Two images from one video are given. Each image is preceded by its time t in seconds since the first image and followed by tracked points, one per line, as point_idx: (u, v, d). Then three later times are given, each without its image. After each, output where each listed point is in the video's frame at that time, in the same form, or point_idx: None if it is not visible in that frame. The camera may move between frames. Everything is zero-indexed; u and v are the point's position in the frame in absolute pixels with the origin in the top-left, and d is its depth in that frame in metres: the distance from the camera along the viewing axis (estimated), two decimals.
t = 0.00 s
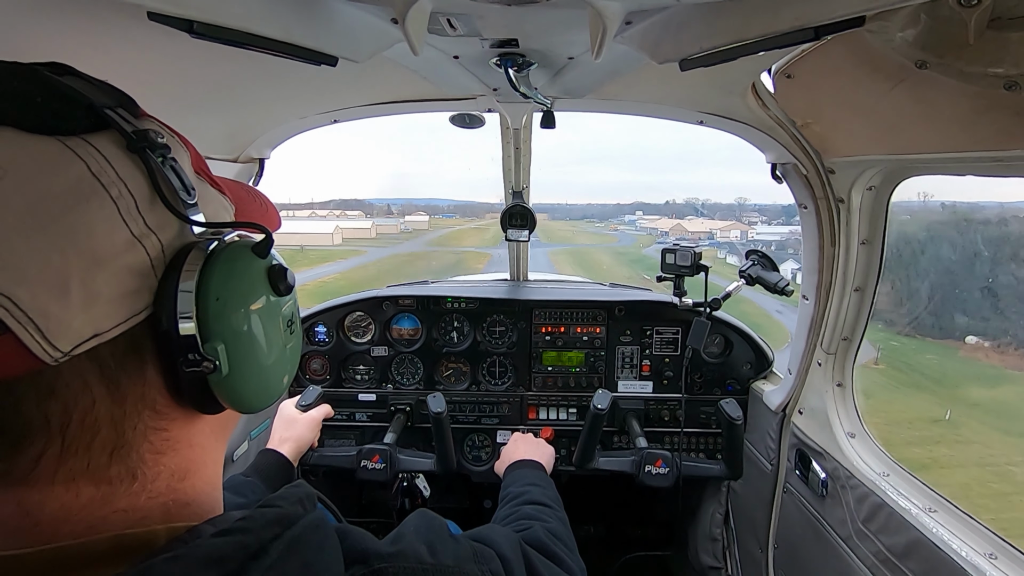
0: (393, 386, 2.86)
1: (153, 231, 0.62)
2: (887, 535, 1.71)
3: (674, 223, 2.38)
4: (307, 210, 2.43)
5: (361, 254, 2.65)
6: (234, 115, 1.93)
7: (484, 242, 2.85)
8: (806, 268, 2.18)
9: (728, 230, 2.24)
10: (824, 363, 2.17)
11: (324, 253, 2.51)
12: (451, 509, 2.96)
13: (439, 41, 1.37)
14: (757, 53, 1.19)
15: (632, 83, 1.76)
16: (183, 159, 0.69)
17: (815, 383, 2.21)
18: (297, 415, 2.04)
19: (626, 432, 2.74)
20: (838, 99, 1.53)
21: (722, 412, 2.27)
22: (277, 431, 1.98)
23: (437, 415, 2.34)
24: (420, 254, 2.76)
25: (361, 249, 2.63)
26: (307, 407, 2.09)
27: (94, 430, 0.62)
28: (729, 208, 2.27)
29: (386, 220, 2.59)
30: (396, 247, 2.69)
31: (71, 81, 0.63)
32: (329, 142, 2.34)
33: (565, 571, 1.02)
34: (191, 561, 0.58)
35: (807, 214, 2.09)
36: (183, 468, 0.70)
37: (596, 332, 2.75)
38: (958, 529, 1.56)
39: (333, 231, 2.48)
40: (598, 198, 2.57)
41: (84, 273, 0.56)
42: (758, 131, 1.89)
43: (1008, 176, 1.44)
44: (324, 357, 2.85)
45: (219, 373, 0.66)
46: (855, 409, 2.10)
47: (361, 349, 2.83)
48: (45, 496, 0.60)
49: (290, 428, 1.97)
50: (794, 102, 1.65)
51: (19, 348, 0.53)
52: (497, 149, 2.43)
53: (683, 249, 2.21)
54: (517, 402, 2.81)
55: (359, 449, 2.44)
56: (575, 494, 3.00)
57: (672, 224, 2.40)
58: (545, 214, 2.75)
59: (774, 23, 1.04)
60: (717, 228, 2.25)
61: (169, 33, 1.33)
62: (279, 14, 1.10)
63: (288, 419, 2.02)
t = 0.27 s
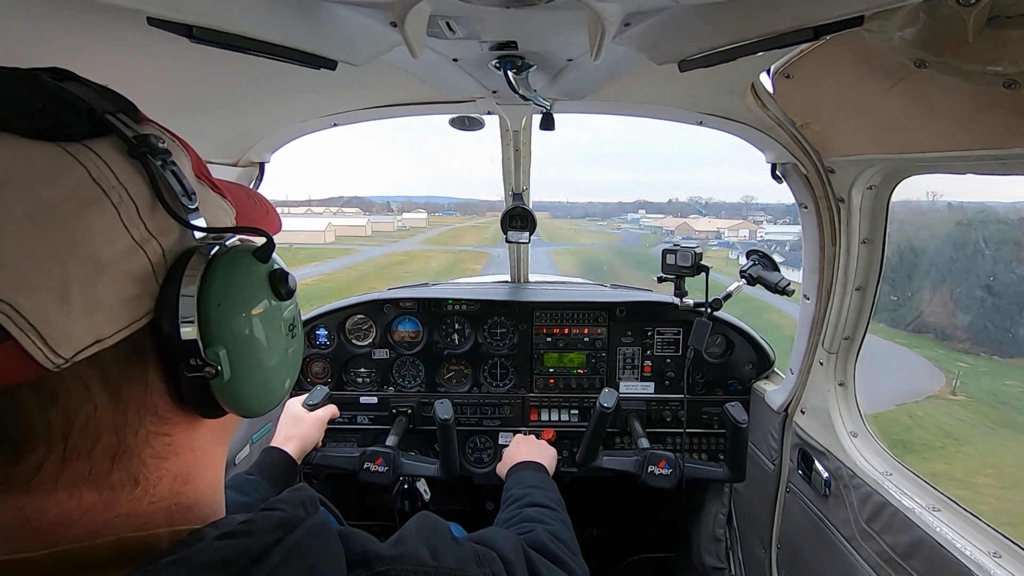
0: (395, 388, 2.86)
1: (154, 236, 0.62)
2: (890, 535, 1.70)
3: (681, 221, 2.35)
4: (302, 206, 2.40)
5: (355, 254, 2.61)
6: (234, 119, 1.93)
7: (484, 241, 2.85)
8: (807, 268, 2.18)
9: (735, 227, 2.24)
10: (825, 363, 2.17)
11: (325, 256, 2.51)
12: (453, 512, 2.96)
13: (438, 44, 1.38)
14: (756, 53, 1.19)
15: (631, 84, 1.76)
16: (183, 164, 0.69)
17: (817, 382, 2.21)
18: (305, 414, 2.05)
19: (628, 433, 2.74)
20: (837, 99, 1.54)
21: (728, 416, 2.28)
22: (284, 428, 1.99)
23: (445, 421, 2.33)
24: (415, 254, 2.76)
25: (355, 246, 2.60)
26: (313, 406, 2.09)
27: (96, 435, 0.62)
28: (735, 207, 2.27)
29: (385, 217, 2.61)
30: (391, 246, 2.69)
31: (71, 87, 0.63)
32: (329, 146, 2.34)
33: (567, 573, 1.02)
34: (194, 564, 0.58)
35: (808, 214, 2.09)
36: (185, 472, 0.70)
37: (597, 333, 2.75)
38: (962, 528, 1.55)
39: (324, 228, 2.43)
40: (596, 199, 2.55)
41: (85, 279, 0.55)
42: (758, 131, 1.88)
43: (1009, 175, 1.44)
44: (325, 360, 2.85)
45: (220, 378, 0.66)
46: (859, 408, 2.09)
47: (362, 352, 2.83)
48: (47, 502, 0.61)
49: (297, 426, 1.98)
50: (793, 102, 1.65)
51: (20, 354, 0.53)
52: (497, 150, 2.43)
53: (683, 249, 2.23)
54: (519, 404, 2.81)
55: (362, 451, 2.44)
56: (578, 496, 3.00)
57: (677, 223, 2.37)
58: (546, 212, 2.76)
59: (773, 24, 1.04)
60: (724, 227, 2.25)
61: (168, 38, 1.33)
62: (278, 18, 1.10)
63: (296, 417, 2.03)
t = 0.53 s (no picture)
0: (394, 390, 2.86)
1: (160, 233, 0.62)
2: (889, 538, 1.70)
3: (687, 219, 2.33)
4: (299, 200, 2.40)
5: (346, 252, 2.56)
6: (234, 120, 1.93)
7: (486, 239, 2.83)
8: (806, 270, 2.18)
9: (742, 226, 2.20)
10: (824, 365, 2.17)
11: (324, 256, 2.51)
12: (451, 513, 2.96)
13: (439, 45, 1.38)
14: (756, 57, 1.19)
15: (630, 87, 1.77)
16: (189, 163, 0.69)
17: (816, 384, 2.21)
18: (307, 413, 2.04)
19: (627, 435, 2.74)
20: (835, 102, 1.54)
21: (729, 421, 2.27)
22: (286, 426, 1.99)
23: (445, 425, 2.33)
24: (408, 253, 2.71)
25: (345, 244, 2.54)
26: (316, 405, 2.09)
27: (99, 428, 0.62)
28: (741, 205, 2.23)
29: (384, 214, 2.54)
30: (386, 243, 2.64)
31: (81, 85, 0.63)
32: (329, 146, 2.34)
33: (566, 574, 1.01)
34: (192, 555, 0.58)
35: (807, 217, 2.10)
36: (185, 466, 0.70)
37: (596, 335, 2.75)
38: (960, 531, 1.56)
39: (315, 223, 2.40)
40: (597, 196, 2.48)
41: (91, 274, 0.56)
42: (756, 134, 1.89)
43: (1006, 178, 1.44)
44: (324, 361, 2.85)
45: (222, 374, 0.66)
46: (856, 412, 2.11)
47: (361, 353, 2.83)
48: (49, 494, 0.60)
49: (300, 425, 1.98)
50: (792, 105, 1.65)
51: (25, 346, 0.53)
52: (496, 152, 2.44)
53: (682, 252, 2.24)
54: (518, 406, 2.81)
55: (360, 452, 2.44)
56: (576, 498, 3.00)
57: (683, 220, 2.34)
58: (548, 210, 2.70)
59: (773, 26, 1.04)
60: (732, 225, 2.21)
61: (169, 39, 1.33)
62: (279, 18, 1.10)
63: (298, 415, 2.02)
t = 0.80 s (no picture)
0: (388, 387, 2.86)
1: (141, 225, 0.62)
2: (880, 538, 1.71)
3: (697, 216, 2.33)
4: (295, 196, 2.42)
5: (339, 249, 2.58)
6: (230, 114, 1.92)
7: (483, 235, 2.82)
8: (801, 271, 2.18)
9: (754, 223, 2.26)
10: (818, 366, 2.18)
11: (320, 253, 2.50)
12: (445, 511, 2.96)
13: (436, 42, 1.38)
14: (754, 58, 1.19)
15: (628, 87, 1.77)
16: (170, 155, 0.68)
17: (810, 385, 2.22)
18: (296, 414, 2.04)
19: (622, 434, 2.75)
20: (833, 104, 1.54)
21: (723, 421, 2.27)
22: (274, 429, 1.99)
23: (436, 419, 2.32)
24: (402, 250, 2.76)
25: (338, 241, 2.56)
26: (304, 406, 2.09)
27: (81, 420, 0.62)
28: (747, 201, 2.25)
29: (382, 209, 2.57)
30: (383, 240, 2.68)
31: (58, 77, 0.62)
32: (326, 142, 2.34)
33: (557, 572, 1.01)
34: (176, 547, 0.58)
35: (802, 218, 2.10)
36: (170, 460, 0.69)
37: (592, 334, 2.75)
38: (951, 532, 1.56)
39: (307, 220, 2.40)
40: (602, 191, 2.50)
41: (72, 266, 0.55)
42: (754, 135, 1.89)
43: (1000, 182, 1.44)
44: (319, 357, 2.84)
45: (205, 365, 0.66)
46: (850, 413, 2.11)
47: (356, 350, 2.83)
48: (31, 487, 0.60)
49: (288, 427, 1.98)
50: (789, 107, 1.66)
51: (5, 338, 0.53)
52: (494, 150, 2.44)
53: (679, 252, 2.24)
54: (512, 404, 2.81)
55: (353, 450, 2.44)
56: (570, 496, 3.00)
57: (690, 217, 2.35)
58: (550, 205, 2.73)
59: (770, 27, 1.04)
60: (742, 222, 2.26)
61: (165, 32, 1.32)
62: (275, 13, 1.10)
63: (286, 417, 2.02)
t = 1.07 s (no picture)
0: (383, 385, 2.85)
1: (126, 227, 0.61)
2: (873, 539, 1.72)
3: (710, 212, 2.27)
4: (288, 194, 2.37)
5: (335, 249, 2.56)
6: (225, 110, 1.91)
7: (486, 234, 2.80)
8: (796, 272, 2.19)
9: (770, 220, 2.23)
10: (812, 367, 2.19)
11: (315, 250, 2.50)
12: (440, 509, 2.96)
13: (434, 40, 1.37)
14: (751, 58, 1.19)
15: (626, 86, 1.77)
16: (156, 153, 0.68)
17: (804, 386, 2.23)
18: (291, 410, 2.03)
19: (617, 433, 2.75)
20: (829, 104, 1.55)
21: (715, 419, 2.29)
22: (269, 425, 1.98)
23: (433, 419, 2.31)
24: (399, 249, 2.70)
25: (332, 241, 2.53)
26: (301, 402, 2.07)
27: (71, 426, 0.61)
28: (759, 198, 2.22)
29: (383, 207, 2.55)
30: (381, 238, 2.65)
31: (38, 76, 0.62)
32: (322, 139, 2.33)
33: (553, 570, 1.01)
34: (173, 549, 0.58)
35: (798, 219, 2.11)
36: (164, 462, 0.69)
37: (588, 333, 2.75)
38: (943, 532, 1.57)
39: (299, 217, 2.35)
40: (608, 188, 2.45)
41: (56, 270, 0.55)
42: (751, 136, 1.90)
43: (990, 186, 1.45)
44: (314, 355, 2.84)
45: (196, 369, 0.66)
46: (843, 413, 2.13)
47: (351, 347, 2.82)
48: (19, 493, 0.60)
49: (284, 423, 1.97)
50: (785, 108, 1.66)
51: None
52: (491, 148, 2.44)
53: (675, 252, 2.23)
54: (508, 403, 2.81)
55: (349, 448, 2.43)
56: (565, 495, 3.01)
57: (701, 215, 2.30)
58: (555, 202, 2.64)
59: (767, 29, 1.05)
60: (756, 219, 2.22)
61: (161, 27, 1.31)
62: (272, 9, 1.09)
63: (282, 413, 2.01)
